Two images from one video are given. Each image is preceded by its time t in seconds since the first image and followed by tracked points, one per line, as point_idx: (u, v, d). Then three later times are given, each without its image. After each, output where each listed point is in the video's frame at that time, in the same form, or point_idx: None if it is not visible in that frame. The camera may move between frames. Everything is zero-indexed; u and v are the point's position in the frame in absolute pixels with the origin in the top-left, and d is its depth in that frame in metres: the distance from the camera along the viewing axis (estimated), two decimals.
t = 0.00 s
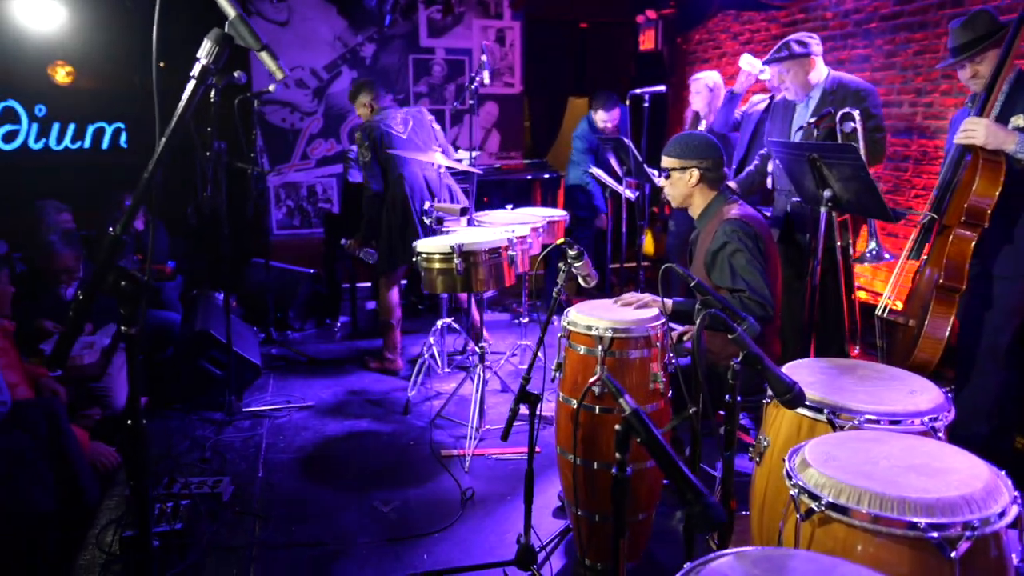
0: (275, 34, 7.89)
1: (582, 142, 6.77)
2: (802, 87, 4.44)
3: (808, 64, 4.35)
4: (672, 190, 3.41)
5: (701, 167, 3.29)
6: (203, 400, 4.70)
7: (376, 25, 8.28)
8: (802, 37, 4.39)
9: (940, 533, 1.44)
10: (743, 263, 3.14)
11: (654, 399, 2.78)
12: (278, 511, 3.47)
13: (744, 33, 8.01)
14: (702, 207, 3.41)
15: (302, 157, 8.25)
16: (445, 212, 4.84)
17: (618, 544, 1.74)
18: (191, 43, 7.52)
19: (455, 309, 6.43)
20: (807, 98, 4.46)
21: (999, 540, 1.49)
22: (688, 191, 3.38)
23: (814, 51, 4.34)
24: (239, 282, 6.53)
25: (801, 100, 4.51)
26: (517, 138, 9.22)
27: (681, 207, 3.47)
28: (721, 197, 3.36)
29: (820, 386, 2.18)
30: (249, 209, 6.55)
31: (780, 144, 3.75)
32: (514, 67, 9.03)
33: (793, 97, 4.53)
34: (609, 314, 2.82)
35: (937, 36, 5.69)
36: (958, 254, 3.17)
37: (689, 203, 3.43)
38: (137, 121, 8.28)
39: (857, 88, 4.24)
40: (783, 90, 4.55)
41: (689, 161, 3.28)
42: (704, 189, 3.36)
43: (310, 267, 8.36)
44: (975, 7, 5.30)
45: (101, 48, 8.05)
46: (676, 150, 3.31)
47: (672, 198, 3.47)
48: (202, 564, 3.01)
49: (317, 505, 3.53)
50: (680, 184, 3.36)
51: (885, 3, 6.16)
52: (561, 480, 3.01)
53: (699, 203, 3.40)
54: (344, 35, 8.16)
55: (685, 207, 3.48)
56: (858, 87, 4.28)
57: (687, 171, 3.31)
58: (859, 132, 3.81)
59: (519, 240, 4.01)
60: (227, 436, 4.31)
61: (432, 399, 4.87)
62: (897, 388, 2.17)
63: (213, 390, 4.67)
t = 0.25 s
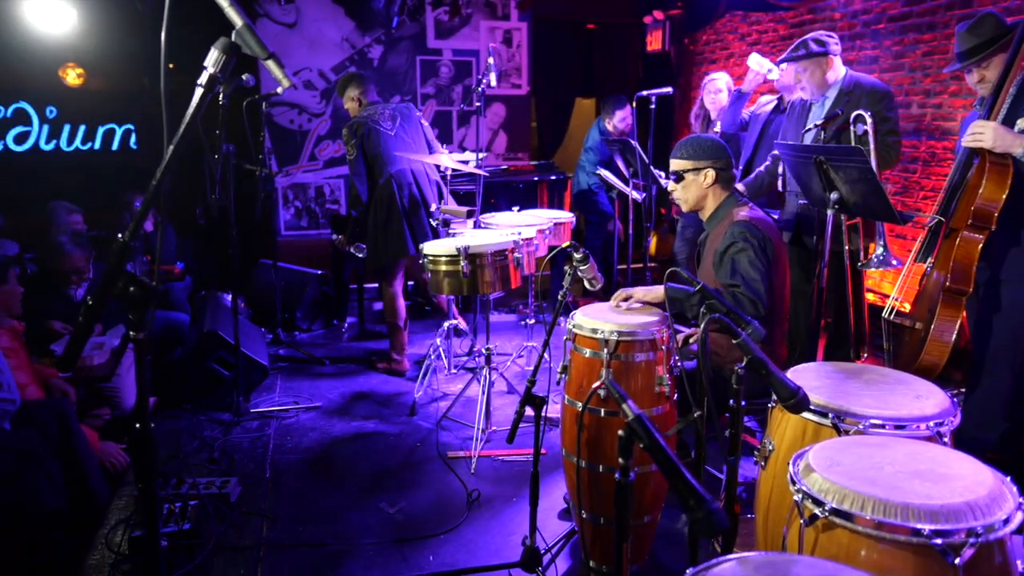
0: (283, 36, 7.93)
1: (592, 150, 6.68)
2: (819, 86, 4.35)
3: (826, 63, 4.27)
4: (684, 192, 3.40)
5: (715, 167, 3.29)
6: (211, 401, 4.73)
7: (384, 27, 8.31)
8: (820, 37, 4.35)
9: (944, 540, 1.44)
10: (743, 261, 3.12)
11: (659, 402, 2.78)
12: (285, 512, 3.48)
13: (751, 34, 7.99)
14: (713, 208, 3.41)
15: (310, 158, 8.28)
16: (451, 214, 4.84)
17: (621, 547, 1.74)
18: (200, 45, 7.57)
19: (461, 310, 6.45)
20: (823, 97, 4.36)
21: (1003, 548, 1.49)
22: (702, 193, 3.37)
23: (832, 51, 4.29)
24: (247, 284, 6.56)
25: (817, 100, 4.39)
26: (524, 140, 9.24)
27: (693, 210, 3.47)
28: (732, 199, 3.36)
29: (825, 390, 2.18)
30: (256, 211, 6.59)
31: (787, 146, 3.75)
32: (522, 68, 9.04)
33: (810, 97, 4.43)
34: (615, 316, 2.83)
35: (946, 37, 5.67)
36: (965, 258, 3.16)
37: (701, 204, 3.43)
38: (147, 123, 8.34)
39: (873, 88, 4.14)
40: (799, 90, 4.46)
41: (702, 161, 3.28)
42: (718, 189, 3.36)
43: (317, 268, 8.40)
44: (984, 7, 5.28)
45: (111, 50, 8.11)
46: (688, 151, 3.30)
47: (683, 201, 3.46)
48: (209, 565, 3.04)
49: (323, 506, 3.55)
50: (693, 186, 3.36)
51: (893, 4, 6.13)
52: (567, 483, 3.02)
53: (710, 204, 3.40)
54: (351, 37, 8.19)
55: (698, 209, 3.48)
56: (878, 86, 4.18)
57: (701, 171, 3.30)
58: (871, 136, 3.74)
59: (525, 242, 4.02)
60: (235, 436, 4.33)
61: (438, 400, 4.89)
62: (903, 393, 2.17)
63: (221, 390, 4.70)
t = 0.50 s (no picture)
0: (282, 34, 7.90)
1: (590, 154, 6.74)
2: (831, 91, 4.29)
3: (839, 67, 4.21)
4: (689, 197, 3.41)
5: (720, 171, 3.29)
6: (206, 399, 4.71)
7: (383, 26, 8.29)
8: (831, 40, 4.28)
9: (945, 549, 1.44)
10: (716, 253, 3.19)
11: (657, 406, 2.79)
12: (281, 512, 3.47)
13: (750, 38, 8.00)
14: (716, 212, 3.42)
15: (307, 157, 8.26)
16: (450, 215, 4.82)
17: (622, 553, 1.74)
18: (198, 42, 7.54)
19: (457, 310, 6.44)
20: (832, 102, 4.32)
21: (1004, 557, 1.49)
22: (706, 197, 3.38)
23: (844, 55, 4.22)
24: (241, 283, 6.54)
25: (828, 104, 4.36)
26: (521, 141, 9.24)
27: (693, 214, 3.47)
28: (735, 204, 3.38)
29: (824, 397, 2.18)
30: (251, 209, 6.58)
31: (787, 151, 3.76)
32: (520, 69, 9.04)
33: (820, 102, 4.39)
34: (615, 319, 2.83)
35: (943, 44, 5.70)
36: (962, 265, 3.17)
37: (704, 208, 3.43)
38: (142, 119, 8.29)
39: (884, 95, 4.06)
40: (810, 94, 4.41)
41: (708, 166, 3.28)
42: (722, 194, 3.37)
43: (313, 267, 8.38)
44: (982, 15, 5.30)
45: (108, 45, 8.06)
46: (692, 155, 3.30)
47: (685, 206, 3.48)
48: (204, 565, 3.02)
49: (319, 507, 3.54)
50: (698, 190, 3.36)
51: (891, 10, 6.16)
52: (565, 485, 3.03)
53: (712, 209, 3.42)
54: (350, 35, 8.17)
55: (701, 214, 3.49)
56: (888, 93, 4.08)
57: (706, 175, 3.31)
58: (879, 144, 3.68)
59: (523, 243, 4.02)
60: (230, 436, 4.32)
61: (434, 401, 4.88)
62: (902, 400, 2.18)
63: (216, 389, 4.68)
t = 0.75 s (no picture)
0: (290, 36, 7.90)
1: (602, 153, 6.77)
2: (857, 93, 4.22)
3: (865, 69, 4.16)
4: (705, 204, 3.35)
5: (736, 177, 3.25)
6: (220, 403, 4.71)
7: (391, 28, 8.28)
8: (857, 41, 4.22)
9: (987, 563, 1.42)
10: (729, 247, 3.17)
11: (678, 412, 2.77)
12: (298, 517, 3.47)
13: (760, 38, 7.96)
14: (732, 218, 3.37)
15: (316, 158, 8.25)
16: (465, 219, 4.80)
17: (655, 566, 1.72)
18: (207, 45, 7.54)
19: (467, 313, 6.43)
20: (857, 105, 4.26)
21: None
22: (722, 204, 3.33)
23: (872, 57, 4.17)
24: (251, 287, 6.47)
25: (851, 106, 4.30)
26: (529, 142, 9.22)
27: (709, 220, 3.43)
28: (751, 209, 3.33)
29: (853, 405, 2.16)
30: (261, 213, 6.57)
31: (805, 154, 3.73)
32: (528, 70, 9.02)
33: (843, 104, 4.32)
34: (635, 325, 2.82)
35: (957, 44, 5.67)
36: (986, 270, 3.15)
37: (720, 216, 3.38)
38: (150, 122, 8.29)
39: (911, 97, 4.05)
40: (834, 96, 4.34)
41: (724, 172, 3.25)
42: (737, 200, 3.33)
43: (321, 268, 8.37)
44: (997, 15, 5.27)
45: (116, 48, 8.06)
46: (708, 161, 3.27)
47: (702, 214, 3.43)
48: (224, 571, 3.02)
49: (336, 512, 3.53)
50: (714, 197, 3.31)
51: (904, 10, 6.12)
52: (584, 491, 3.01)
53: (727, 214, 3.36)
54: (358, 37, 8.16)
55: (715, 220, 3.44)
56: (914, 97, 4.07)
57: (722, 181, 3.26)
58: (904, 148, 3.67)
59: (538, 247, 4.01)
60: (245, 440, 4.31)
61: (447, 405, 4.87)
62: (932, 408, 2.15)
63: (230, 393, 4.68)
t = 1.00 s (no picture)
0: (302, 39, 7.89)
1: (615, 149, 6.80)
2: (883, 96, 4.18)
3: (892, 73, 4.10)
4: (730, 212, 3.28)
5: (763, 185, 3.19)
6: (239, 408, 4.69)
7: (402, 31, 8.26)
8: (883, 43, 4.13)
9: None
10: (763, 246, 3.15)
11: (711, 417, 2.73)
12: (322, 524, 3.45)
13: (773, 39, 7.91)
14: (758, 225, 3.31)
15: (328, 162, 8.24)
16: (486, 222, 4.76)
17: None
18: (219, 49, 7.54)
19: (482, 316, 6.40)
20: (883, 108, 4.23)
21: None
22: (749, 211, 3.27)
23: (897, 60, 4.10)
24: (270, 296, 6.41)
25: (878, 109, 4.26)
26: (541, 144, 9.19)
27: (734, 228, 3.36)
28: (778, 215, 3.28)
29: (897, 412, 2.12)
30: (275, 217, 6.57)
31: (831, 158, 3.69)
32: (539, 72, 8.99)
33: (871, 106, 4.28)
34: (666, 330, 2.79)
35: (977, 45, 5.63)
36: (1018, 274, 3.15)
37: (745, 224, 3.32)
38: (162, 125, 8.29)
39: (943, 100, 4.05)
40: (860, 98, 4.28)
41: (750, 179, 3.18)
42: (762, 207, 3.27)
43: (333, 272, 8.35)
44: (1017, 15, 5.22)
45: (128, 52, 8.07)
46: (732, 169, 3.19)
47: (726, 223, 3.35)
48: None
49: (359, 519, 3.51)
50: (741, 205, 3.24)
51: (921, 10, 6.08)
52: (613, 497, 2.97)
53: (755, 220, 3.30)
54: (369, 40, 8.15)
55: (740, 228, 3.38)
56: (944, 100, 4.06)
57: (750, 189, 3.20)
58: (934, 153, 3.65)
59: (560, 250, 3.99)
60: (264, 445, 4.30)
61: (466, 409, 4.84)
62: (977, 415, 2.12)
63: (248, 397, 4.66)
